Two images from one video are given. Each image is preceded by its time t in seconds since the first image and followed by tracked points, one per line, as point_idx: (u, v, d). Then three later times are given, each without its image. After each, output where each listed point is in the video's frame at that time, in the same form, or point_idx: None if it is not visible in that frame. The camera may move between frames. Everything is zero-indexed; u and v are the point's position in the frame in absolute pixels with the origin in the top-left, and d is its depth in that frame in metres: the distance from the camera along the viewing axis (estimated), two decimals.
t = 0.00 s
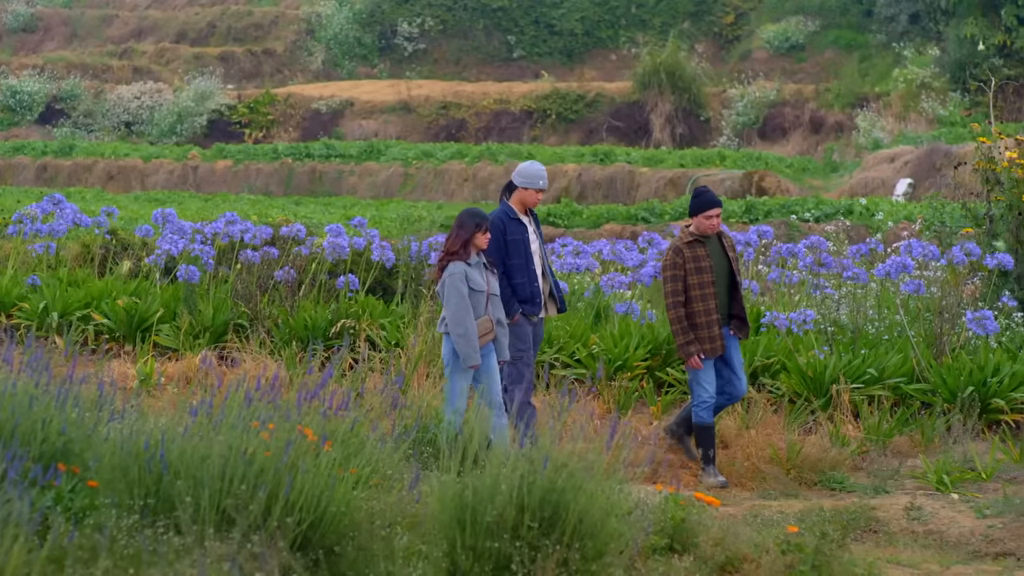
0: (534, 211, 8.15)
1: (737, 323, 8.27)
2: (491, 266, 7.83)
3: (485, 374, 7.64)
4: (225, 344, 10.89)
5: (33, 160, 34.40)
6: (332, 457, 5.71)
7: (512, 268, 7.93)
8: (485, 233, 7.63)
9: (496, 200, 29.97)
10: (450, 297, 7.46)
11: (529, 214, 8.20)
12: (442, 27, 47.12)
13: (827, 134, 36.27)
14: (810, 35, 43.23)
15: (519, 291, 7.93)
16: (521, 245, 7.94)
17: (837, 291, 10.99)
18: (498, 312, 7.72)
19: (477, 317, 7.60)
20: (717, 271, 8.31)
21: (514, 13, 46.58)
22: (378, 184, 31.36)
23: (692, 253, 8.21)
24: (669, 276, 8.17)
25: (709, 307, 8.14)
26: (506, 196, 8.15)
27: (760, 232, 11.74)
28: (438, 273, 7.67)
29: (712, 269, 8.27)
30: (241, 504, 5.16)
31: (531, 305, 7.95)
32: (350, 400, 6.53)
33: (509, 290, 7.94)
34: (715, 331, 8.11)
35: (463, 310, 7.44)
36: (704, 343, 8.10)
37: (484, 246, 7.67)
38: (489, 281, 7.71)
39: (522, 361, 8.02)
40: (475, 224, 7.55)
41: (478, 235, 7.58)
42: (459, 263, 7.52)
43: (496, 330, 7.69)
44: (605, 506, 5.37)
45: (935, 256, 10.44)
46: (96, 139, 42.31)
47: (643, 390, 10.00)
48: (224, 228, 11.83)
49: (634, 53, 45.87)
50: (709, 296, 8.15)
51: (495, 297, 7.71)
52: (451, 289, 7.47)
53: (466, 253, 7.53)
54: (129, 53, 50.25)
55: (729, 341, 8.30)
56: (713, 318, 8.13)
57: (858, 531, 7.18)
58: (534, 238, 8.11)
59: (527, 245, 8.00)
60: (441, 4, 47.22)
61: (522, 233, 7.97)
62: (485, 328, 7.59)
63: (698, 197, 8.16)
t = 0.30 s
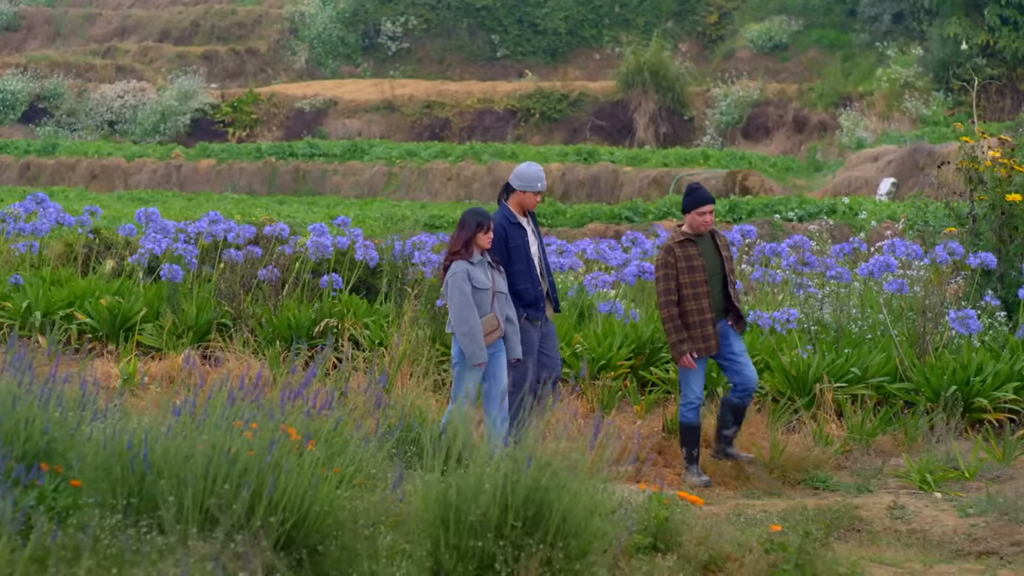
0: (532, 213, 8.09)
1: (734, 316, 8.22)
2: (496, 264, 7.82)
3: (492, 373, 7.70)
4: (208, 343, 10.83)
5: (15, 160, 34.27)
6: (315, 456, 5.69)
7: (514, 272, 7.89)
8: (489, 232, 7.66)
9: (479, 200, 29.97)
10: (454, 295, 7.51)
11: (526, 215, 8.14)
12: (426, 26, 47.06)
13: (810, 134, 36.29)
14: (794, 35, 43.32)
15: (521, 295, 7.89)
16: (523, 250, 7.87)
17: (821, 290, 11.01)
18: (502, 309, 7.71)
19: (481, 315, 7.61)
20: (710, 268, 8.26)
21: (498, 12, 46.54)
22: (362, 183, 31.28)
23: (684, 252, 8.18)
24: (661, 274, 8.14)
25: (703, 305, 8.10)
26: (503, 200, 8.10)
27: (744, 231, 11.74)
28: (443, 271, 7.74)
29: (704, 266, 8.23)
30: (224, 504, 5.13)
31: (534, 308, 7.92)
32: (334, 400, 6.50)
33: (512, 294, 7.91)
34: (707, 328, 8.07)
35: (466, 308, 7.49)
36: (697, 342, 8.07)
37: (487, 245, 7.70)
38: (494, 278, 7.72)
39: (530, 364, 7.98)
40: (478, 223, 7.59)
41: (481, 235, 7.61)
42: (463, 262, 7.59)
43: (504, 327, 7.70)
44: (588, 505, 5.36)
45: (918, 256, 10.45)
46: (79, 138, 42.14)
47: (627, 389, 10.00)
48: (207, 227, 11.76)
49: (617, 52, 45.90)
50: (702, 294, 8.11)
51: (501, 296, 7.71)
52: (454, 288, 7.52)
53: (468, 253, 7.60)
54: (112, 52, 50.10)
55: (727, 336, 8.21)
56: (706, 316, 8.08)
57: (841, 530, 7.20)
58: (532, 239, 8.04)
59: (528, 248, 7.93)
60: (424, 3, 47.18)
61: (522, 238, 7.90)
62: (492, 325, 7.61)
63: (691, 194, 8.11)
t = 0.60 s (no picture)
0: (539, 216, 8.12)
1: (735, 326, 8.11)
2: (497, 263, 7.79)
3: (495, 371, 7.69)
4: (192, 342, 10.79)
5: None
6: (300, 455, 5.67)
7: (517, 275, 7.92)
8: (490, 232, 7.63)
9: (464, 199, 29.97)
10: (453, 294, 7.49)
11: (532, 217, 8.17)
12: (410, 25, 46.99)
13: (795, 133, 36.33)
14: (778, 34, 43.40)
15: (524, 298, 7.95)
16: (526, 253, 7.92)
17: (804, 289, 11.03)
18: (501, 309, 7.71)
19: (480, 315, 7.60)
20: (713, 272, 8.17)
21: (483, 11, 46.49)
22: (346, 182, 31.23)
23: (684, 253, 8.14)
24: (658, 276, 8.14)
25: (698, 309, 8.06)
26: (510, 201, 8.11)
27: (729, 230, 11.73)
28: (443, 269, 7.71)
29: (705, 269, 8.15)
30: (209, 503, 5.11)
31: (537, 311, 8.00)
32: (319, 399, 6.47)
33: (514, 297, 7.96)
34: (702, 333, 8.04)
35: (466, 308, 7.47)
36: (689, 346, 8.06)
37: (489, 244, 7.66)
38: (494, 278, 7.69)
39: (528, 365, 8.04)
40: (481, 222, 7.55)
41: (483, 234, 7.58)
42: (464, 261, 7.56)
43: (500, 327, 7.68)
44: (573, 503, 5.35)
45: (902, 255, 10.48)
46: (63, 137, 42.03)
47: (611, 388, 10.00)
48: (192, 226, 11.70)
49: (602, 51, 45.92)
50: (698, 298, 8.08)
51: (500, 296, 7.70)
52: (455, 287, 7.50)
53: (470, 252, 7.56)
54: (96, 51, 50.00)
55: (726, 343, 8.13)
56: (700, 320, 8.05)
57: (826, 529, 7.21)
58: (537, 242, 8.09)
59: (532, 252, 7.98)
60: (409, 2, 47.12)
61: (526, 240, 7.94)
62: (490, 325, 7.59)
63: (695, 196, 8.07)
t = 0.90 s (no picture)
0: (560, 216, 8.04)
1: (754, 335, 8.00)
2: (496, 264, 7.84)
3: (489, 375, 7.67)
4: (179, 341, 10.75)
5: None
6: (286, 454, 5.64)
7: (532, 273, 7.85)
8: (489, 232, 7.62)
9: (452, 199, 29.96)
10: (454, 295, 7.44)
11: (555, 217, 8.10)
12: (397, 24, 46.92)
13: (781, 132, 36.33)
14: (765, 33, 43.45)
15: (539, 297, 7.85)
16: (542, 250, 7.84)
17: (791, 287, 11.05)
18: (499, 310, 7.76)
19: (480, 315, 7.63)
20: (734, 277, 8.10)
21: (469, 10, 46.42)
22: (333, 181, 31.17)
23: (703, 255, 8.10)
24: (678, 278, 8.15)
25: (713, 312, 8.02)
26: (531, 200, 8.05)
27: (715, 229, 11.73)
28: (442, 270, 7.67)
29: (725, 272, 8.10)
30: (195, 502, 5.10)
31: (551, 311, 7.85)
32: (305, 398, 6.44)
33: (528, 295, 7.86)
34: (716, 336, 7.99)
35: (467, 309, 7.43)
36: (704, 349, 8.03)
37: (488, 245, 7.65)
38: (493, 278, 7.73)
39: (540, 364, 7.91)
40: (480, 222, 7.55)
41: (482, 234, 7.57)
42: (464, 261, 7.53)
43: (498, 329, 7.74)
44: (561, 503, 5.33)
45: (889, 253, 10.50)
46: (49, 135, 41.91)
47: (598, 386, 10.00)
48: (178, 224, 11.65)
49: (589, 50, 45.92)
50: (714, 301, 8.04)
51: (498, 297, 7.74)
52: (456, 287, 7.46)
53: (470, 252, 7.54)
54: (83, 49, 49.93)
55: (743, 349, 8.04)
56: (716, 323, 8.00)
57: (813, 528, 7.22)
58: (558, 242, 7.98)
59: (550, 250, 7.89)
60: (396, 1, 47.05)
61: (544, 238, 7.86)
62: (490, 326, 7.64)
63: (721, 200, 8.04)
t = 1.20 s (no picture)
0: (580, 213, 8.18)
1: (761, 337, 8.07)
2: (494, 263, 7.81)
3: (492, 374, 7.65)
4: (167, 340, 10.71)
5: None
6: (275, 453, 5.61)
7: (549, 265, 7.97)
8: (487, 231, 7.61)
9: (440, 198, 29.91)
10: (456, 295, 7.43)
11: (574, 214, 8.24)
12: (385, 23, 46.84)
13: (769, 131, 36.36)
14: (753, 32, 43.51)
15: (556, 288, 7.96)
16: (560, 244, 7.97)
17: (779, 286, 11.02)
18: (500, 308, 7.74)
19: (483, 314, 7.62)
20: (746, 277, 8.10)
21: (457, 9, 46.34)
22: (322, 180, 31.10)
23: (717, 253, 8.08)
24: (691, 274, 8.12)
25: (723, 310, 8.01)
26: (551, 196, 8.19)
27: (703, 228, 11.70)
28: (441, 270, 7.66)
29: (737, 272, 8.09)
30: (183, 502, 5.09)
31: (568, 302, 7.98)
32: (293, 397, 6.41)
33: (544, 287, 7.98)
34: (726, 334, 7.97)
35: (469, 307, 7.42)
36: (712, 346, 7.99)
37: (486, 243, 7.64)
38: (493, 277, 7.72)
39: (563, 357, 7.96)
40: (477, 221, 7.54)
41: (479, 233, 7.57)
42: (462, 260, 7.50)
43: (501, 327, 7.73)
44: (548, 502, 5.33)
45: (876, 253, 10.52)
46: (37, 134, 41.72)
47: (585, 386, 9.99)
48: (166, 224, 11.61)
49: (577, 49, 45.94)
50: (724, 300, 8.03)
51: (498, 295, 7.72)
52: (456, 287, 7.43)
53: (468, 251, 7.52)
54: (70, 48, 49.80)
55: (750, 349, 8.09)
56: (726, 321, 7.99)
57: (801, 527, 7.23)
58: (577, 238, 8.12)
59: (567, 244, 8.02)
60: None
61: (562, 232, 8.00)
62: (493, 325, 7.62)
63: (739, 198, 8.01)
